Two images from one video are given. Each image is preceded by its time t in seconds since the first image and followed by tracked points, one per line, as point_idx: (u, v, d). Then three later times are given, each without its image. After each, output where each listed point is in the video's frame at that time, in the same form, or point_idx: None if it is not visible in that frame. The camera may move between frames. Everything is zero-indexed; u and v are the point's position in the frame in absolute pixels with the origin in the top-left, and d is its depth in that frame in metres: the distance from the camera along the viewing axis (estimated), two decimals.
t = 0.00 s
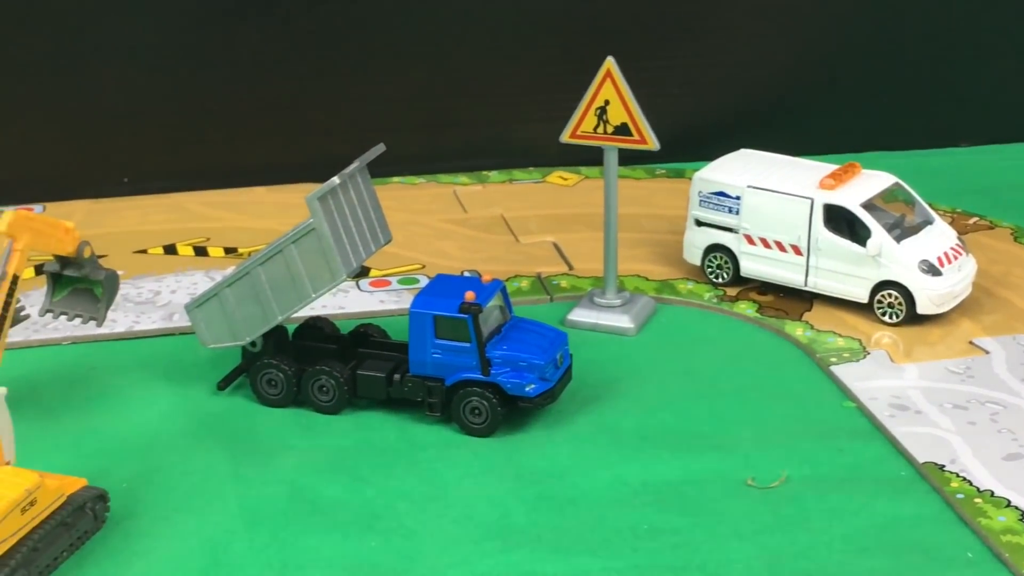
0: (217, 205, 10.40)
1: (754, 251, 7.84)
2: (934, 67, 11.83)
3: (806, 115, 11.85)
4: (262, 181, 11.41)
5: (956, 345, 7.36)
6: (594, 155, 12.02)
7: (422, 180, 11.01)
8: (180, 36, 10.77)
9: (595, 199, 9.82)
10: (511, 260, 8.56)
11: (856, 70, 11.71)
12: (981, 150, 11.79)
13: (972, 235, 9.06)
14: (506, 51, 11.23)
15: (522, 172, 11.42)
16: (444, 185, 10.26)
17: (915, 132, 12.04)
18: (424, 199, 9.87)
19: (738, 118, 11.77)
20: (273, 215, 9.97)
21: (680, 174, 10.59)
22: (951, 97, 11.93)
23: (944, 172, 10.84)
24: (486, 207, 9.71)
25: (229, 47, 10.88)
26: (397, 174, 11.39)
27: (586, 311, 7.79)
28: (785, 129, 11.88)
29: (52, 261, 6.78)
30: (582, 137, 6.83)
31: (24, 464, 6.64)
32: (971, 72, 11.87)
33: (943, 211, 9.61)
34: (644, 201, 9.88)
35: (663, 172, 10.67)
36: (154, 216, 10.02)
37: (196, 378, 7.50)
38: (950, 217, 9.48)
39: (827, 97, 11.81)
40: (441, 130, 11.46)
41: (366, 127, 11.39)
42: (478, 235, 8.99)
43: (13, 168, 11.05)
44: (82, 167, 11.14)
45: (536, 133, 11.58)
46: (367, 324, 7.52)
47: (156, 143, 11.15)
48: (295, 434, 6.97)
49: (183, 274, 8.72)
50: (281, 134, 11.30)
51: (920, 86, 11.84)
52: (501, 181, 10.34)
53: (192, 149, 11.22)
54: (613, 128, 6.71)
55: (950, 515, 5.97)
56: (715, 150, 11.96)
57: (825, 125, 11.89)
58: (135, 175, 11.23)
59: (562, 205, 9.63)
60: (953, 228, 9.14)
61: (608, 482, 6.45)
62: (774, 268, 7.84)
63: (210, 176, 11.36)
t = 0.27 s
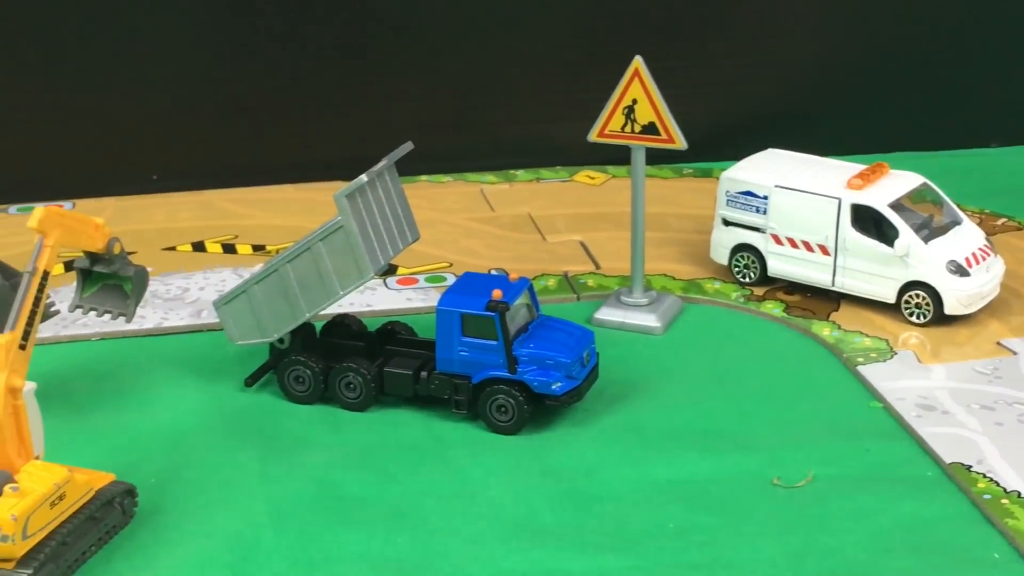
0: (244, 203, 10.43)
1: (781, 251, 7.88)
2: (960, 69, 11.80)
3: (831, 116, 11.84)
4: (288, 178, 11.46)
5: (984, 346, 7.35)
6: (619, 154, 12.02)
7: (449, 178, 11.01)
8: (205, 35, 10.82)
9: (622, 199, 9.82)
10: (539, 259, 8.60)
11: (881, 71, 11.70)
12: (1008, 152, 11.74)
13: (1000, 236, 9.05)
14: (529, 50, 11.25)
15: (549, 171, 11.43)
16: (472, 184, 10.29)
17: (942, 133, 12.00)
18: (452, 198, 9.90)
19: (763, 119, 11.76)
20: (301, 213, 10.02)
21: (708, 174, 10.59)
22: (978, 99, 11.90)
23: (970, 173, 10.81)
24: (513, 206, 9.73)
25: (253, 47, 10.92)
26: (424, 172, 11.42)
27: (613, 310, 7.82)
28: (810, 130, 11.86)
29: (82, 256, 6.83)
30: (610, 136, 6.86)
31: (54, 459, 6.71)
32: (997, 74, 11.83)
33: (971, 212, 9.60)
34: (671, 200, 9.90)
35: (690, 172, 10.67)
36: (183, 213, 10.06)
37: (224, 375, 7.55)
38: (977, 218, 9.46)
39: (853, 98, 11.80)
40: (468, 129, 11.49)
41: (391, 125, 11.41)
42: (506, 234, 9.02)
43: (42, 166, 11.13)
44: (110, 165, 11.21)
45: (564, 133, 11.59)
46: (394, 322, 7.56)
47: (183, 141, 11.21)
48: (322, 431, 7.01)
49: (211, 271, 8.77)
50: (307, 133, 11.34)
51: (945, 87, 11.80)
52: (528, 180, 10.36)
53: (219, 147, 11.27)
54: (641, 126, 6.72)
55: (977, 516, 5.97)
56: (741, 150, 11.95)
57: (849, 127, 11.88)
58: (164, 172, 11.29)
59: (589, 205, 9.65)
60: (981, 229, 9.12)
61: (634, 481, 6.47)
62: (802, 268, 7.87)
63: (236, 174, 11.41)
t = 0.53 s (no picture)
0: (272, 200, 10.46)
1: (809, 251, 7.89)
2: (986, 70, 11.73)
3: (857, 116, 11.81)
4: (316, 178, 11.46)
5: (1011, 347, 7.35)
6: (644, 154, 12.02)
7: (476, 177, 11.03)
8: (229, 33, 10.86)
9: (650, 198, 9.83)
10: (565, 258, 8.63)
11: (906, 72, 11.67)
12: None
13: None
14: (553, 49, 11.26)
15: (576, 170, 11.45)
16: (499, 182, 10.32)
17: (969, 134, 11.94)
18: (479, 196, 9.94)
19: (788, 119, 11.75)
20: (329, 211, 10.05)
21: (734, 173, 10.59)
22: (1005, 100, 11.83)
23: (996, 175, 10.77)
24: (541, 205, 9.74)
25: (277, 45, 10.96)
26: (452, 171, 11.46)
27: (639, 309, 7.84)
28: (835, 131, 11.83)
29: (111, 253, 6.88)
30: (637, 135, 6.87)
31: (82, 454, 6.78)
32: None
33: (998, 213, 9.58)
34: (698, 199, 9.90)
35: (717, 172, 10.66)
36: (211, 211, 10.09)
37: (251, 372, 7.60)
38: (1005, 219, 9.44)
39: (878, 98, 11.77)
40: (494, 128, 11.52)
41: (416, 124, 11.43)
42: (532, 232, 9.04)
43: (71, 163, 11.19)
44: (139, 163, 11.25)
45: (591, 132, 11.61)
46: (420, 319, 7.59)
47: (211, 139, 11.25)
48: (348, 428, 7.05)
49: (239, 268, 8.83)
50: (333, 131, 11.36)
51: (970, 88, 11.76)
52: (554, 179, 10.37)
53: (245, 145, 11.31)
54: (667, 126, 6.74)
55: (1002, 517, 5.96)
56: (767, 150, 11.95)
57: (873, 128, 11.86)
58: (193, 170, 11.33)
59: (616, 203, 9.67)
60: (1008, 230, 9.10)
61: (659, 479, 6.49)
62: (828, 268, 7.88)
63: (263, 172, 11.44)
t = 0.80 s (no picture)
0: (298, 198, 10.51)
1: (836, 251, 7.91)
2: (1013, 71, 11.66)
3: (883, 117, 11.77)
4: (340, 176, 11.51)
5: None
6: (669, 153, 12.02)
7: (501, 176, 11.03)
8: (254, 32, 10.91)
9: (676, 198, 9.84)
10: (591, 256, 8.67)
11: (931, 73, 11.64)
12: None
13: None
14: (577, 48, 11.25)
15: (602, 168, 11.47)
16: (525, 181, 10.37)
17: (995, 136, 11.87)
18: (505, 195, 9.99)
19: (811, 119, 11.74)
20: (355, 209, 10.10)
21: (759, 173, 10.60)
22: None
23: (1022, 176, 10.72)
24: (568, 204, 9.77)
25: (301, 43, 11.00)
26: (479, 169, 11.52)
27: (665, 307, 7.86)
28: (858, 131, 11.82)
29: (139, 249, 6.92)
30: (663, 134, 6.90)
31: (109, 449, 6.84)
32: None
33: None
34: (724, 199, 9.91)
35: (742, 172, 10.67)
36: (238, 208, 10.14)
37: (278, 368, 7.65)
38: None
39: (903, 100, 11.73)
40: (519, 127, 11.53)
41: (440, 122, 11.45)
42: (558, 231, 9.08)
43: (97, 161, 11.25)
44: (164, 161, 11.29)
45: (616, 131, 11.63)
46: (446, 317, 7.61)
47: (236, 136, 11.28)
48: (374, 425, 7.09)
49: (266, 265, 8.89)
50: (358, 129, 11.39)
51: (996, 89, 11.69)
52: (580, 178, 10.40)
53: (270, 143, 11.36)
54: (694, 125, 6.76)
55: None
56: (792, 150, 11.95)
57: (897, 128, 11.82)
58: (220, 168, 11.37)
59: (642, 203, 9.69)
60: None
61: (684, 478, 6.50)
62: (854, 268, 7.90)
63: (289, 170, 11.47)
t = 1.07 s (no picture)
0: (325, 196, 10.49)
1: (861, 251, 7.92)
2: None
3: (914, 118, 11.59)
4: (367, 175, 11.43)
5: None
6: (694, 153, 11.96)
7: (528, 175, 10.99)
8: (280, 31, 10.81)
9: (702, 197, 9.83)
10: (617, 255, 8.70)
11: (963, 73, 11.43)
12: None
13: None
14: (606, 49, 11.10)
15: (630, 168, 11.30)
16: (550, 180, 10.35)
17: None
18: (531, 194, 9.99)
19: (842, 119, 11.57)
20: (381, 207, 10.09)
21: (786, 173, 10.57)
22: None
23: None
24: (593, 203, 9.79)
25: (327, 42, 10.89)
26: (506, 168, 11.44)
27: (691, 307, 7.88)
28: (890, 132, 11.66)
29: (167, 245, 6.96)
30: (690, 134, 6.92)
31: (137, 445, 6.91)
32: None
33: None
34: (751, 199, 9.90)
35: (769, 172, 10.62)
36: (264, 206, 10.16)
37: (304, 365, 7.70)
38: None
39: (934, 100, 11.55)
40: (547, 126, 11.38)
41: (468, 121, 11.32)
42: (585, 230, 9.11)
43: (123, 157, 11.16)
44: (190, 158, 11.23)
45: (645, 130, 11.43)
46: (472, 316, 7.65)
47: (262, 134, 11.22)
48: (400, 422, 7.13)
49: (292, 263, 8.93)
50: (384, 128, 11.29)
51: None
52: (607, 177, 10.38)
53: (296, 141, 11.28)
54: (721, 125, 6.77)
55: None
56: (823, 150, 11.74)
57: (930, 130, 11.64)
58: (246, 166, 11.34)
59: (668, 202, 9.69)
60: None
61: (708, 476, 6.53)
62: (880, 268, 7.91)
63: (316, 169, 11.41)
